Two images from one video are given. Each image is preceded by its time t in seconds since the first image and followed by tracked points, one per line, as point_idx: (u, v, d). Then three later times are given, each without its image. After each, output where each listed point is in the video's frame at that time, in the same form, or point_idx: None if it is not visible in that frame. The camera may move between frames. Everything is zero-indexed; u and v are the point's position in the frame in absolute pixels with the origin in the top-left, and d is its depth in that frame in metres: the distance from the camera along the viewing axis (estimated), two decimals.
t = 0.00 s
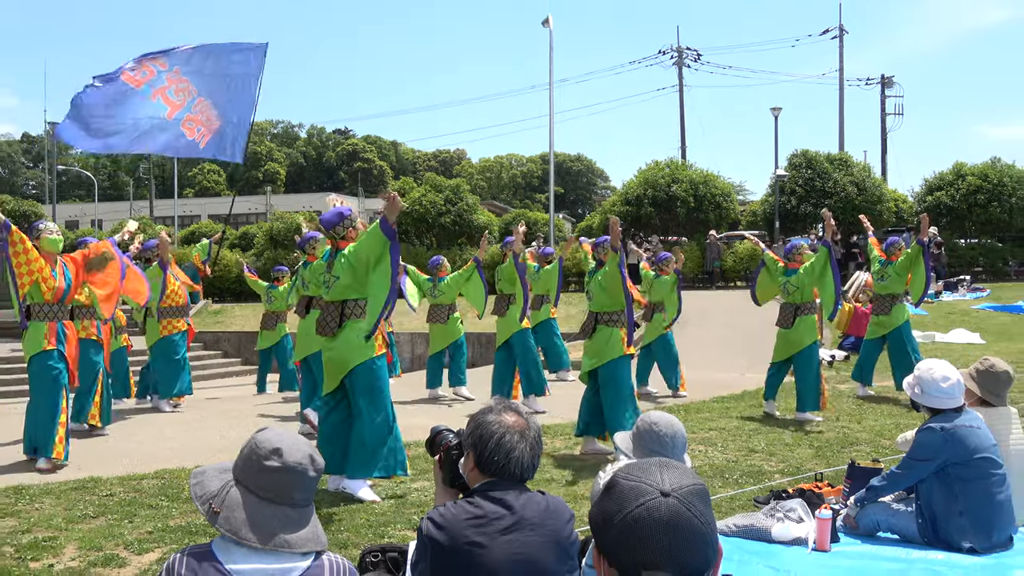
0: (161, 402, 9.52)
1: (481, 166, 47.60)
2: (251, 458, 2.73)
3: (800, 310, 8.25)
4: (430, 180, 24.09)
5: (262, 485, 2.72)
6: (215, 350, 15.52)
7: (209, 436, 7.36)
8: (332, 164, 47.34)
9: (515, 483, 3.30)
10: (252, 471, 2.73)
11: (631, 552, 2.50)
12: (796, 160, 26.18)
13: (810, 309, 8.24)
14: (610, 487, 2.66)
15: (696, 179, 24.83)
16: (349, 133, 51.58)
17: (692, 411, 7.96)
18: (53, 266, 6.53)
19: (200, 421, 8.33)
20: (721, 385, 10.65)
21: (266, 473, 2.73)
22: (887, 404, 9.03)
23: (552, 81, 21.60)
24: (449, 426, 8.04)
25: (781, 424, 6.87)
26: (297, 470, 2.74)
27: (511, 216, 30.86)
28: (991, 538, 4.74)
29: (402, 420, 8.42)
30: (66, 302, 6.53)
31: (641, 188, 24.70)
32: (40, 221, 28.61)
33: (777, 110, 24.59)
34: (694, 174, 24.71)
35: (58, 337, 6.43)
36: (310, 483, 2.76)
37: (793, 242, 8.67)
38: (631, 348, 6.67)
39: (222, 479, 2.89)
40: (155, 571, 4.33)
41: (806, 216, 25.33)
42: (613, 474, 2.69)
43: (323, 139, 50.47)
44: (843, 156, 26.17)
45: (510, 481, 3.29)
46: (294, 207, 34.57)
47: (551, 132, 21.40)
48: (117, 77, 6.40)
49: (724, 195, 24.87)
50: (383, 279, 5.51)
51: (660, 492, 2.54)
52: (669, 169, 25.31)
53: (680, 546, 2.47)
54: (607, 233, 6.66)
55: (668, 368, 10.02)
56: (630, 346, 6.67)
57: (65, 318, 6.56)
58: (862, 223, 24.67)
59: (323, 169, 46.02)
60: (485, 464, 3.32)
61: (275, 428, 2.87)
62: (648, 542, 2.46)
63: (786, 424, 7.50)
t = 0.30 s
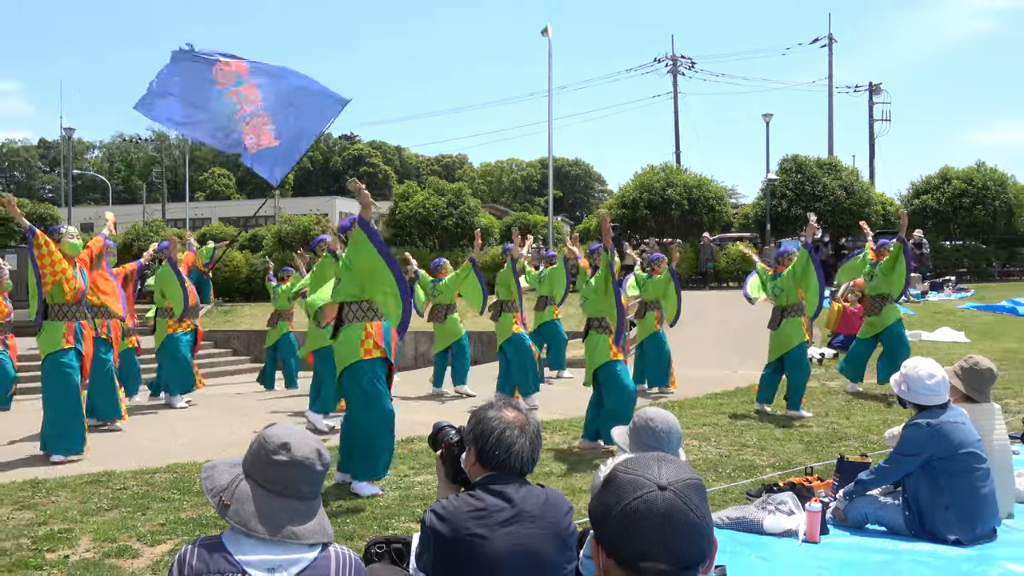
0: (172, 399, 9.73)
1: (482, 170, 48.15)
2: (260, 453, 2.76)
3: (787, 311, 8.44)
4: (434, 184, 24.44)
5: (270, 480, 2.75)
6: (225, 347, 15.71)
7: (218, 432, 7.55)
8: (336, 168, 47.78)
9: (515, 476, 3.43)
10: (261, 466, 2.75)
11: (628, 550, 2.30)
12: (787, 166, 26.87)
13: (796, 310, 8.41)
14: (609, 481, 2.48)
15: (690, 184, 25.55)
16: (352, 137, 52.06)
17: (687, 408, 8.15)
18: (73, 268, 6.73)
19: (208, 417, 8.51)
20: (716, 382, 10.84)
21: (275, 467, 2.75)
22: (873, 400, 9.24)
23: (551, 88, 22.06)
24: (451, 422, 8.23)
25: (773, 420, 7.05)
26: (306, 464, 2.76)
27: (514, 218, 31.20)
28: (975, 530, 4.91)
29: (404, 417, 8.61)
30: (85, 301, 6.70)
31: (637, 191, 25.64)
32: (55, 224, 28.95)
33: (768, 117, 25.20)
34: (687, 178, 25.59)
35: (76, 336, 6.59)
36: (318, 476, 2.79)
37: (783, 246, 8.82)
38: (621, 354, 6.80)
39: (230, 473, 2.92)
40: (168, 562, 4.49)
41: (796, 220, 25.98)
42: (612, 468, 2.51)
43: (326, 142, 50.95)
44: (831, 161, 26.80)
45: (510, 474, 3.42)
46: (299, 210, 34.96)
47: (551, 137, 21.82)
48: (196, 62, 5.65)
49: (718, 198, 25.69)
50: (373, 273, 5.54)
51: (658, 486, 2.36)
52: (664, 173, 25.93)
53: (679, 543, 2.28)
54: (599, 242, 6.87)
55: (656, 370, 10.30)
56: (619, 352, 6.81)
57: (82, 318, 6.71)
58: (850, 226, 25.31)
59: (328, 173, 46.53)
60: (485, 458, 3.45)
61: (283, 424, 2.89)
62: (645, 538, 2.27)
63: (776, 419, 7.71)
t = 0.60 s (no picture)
0: (180, 402, 10.05)
1: (482, 175, 48.61)
2: (268, 447, 2.76)
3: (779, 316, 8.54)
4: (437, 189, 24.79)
5: (277, 473, 2.75)
6: (235, 346, 15.94)
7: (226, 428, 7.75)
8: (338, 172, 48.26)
9: (515, 470, 3.56)
10: (270, 460, 2.76)
11: (621, 542, 2.28)
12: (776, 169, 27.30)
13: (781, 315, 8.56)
14: (605, 474, 2.45)
15: (685, 187, 26.07)
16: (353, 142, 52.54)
17: (681, 404, 8.36)
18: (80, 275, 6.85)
19: (216, 413, 8.71)
20: (710, 380, 11.05)
21: (282, 462, 2.75)
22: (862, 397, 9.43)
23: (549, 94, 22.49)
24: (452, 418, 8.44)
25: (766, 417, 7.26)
26: (312, 459, 2.76)
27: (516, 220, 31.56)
28: (960, 521, 5.08)
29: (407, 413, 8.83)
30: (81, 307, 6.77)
31: (632, 195, 25.98)
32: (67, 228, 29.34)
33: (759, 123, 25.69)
34: (681, 182, 26.09)
35: (67, 341, 6.67)
36: (324, 471, 2.77)
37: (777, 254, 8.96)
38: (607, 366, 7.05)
39: (241, 467, 2.92)
40: (181, 552, 4.67)
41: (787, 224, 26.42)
42: (607, 462, 2.48)
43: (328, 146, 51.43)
44: (819, 165, 27.48)
45: (510, 468, 3.54)
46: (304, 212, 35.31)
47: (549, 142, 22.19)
48: (260, 89, 6.17)
49: (711, 202, 26.17)
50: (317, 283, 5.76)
51: (653, 482, 2.33)
52: (658, 177, 26.35)
53: (672, 538, 2.26)
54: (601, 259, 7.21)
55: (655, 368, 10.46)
56: (606, 364, 7.06)
57: (83, 323, 6.76)
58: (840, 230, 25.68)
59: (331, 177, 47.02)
60: (485, 453, 3.59)
61: (291, 420, 2.89)
62: (638, 532, 2.25)
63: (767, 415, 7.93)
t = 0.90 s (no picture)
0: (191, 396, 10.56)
1: (482, 179, 49.24)
2: (278, 442, 2.83)
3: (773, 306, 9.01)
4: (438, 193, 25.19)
5: (286, 468, 2.81)
6: (244, 345, 16.19)
7: (234, 425, 7.97)
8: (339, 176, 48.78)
9: (515, 464, 3.69)
10: (279, 454, 2.83)
11: (614, 531, 2.28)
12: (767, 175, 29.28)
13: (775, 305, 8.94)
14: (597, 466, 2.44)
15: (679, 191, 26.55)
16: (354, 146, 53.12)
17: (675, 399, 8.59)
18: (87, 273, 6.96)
19: (224, 411, 8.93)
20: (703, 376, 11.28)
21: (291, 456, 2.82)
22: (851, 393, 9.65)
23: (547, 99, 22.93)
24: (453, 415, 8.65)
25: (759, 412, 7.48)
26: (319, 453, 2.83)
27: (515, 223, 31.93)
28: (945, 514, 5.26)
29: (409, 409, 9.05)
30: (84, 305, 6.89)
31: (629, 199, 26.45)
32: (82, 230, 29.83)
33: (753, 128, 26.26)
34: (675, 186, 26.61)
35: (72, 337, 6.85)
36: (331, 465, 2.85)
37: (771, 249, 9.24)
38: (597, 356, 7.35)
39: (250, 461, 2.99)
40: (192, 544, 4.85)
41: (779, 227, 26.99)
42: (601, 453, 2.48)
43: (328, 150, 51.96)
44: (806, 171, 29.45)
45: (510, 463, 3.67)
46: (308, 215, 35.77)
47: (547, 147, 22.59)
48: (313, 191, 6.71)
49: (704, 205, 26.64)
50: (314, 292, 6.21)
51: (643, 471, 2.32)
52: (653, 182, 26.82)
53: (662, 524, 2.25)
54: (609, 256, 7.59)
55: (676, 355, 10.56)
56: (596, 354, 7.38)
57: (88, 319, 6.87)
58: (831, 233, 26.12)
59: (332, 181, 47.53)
60: (487, 448, 3.73)
61: (298, 415, 2.96)
62: (630, 519, 2.24)
63: (759, 411, 8.14)
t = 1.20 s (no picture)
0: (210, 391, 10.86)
1: (483, 183, 49.84)
2: (286, 435, 2.83)
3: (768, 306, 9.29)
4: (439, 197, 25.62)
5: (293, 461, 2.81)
6: (255, 343, 16.43)
7: (243, 421, 8.20)
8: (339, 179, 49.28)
9: (515, 458, 3.78)
10: (287, 447, 2.83)
11: (610, 524, 2.31)
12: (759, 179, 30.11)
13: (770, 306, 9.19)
14: (595, 460, 2.48)
15: (673, 195, 27.01)
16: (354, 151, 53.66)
17: (670, 395, 8.81)
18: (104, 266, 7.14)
19: (230, 408, 9.14)
20: (698, 373, 11.49)
21: (298, 449, 2.82)
22: (841, 389, 9.89)
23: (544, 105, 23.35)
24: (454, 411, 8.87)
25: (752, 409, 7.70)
26: (326, 448, 2.83)
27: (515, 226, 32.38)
28: (930, 506, 5.46)
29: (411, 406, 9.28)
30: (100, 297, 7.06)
31: (624, 202, 27.02)
32: (100, 232, 30.35)
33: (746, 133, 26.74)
34: (670, 190, 27.05)
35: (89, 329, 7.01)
36: (337, 459, 2.85)
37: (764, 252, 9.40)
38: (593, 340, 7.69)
39: (260, 454, 2.99)
40: (204, 534, 5.03)
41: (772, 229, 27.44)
42: (599, 448, 2.51)
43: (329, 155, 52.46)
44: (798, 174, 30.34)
45: (510, 457, 3.76)
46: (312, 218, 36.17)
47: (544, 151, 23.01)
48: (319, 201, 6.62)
49: (698, 208, 27.11)
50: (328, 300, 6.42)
51: (640, 466, 2.34)
52: (648, 186, 27.27)
53: (657, 516, 2.28)
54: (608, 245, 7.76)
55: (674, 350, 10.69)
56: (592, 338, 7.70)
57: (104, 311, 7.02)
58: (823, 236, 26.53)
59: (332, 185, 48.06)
60: (488, 441, 3.84)
61: (306, 410, 2.96)
62: (625, 510, 2.27)
63: (752, 406, 8.39)
